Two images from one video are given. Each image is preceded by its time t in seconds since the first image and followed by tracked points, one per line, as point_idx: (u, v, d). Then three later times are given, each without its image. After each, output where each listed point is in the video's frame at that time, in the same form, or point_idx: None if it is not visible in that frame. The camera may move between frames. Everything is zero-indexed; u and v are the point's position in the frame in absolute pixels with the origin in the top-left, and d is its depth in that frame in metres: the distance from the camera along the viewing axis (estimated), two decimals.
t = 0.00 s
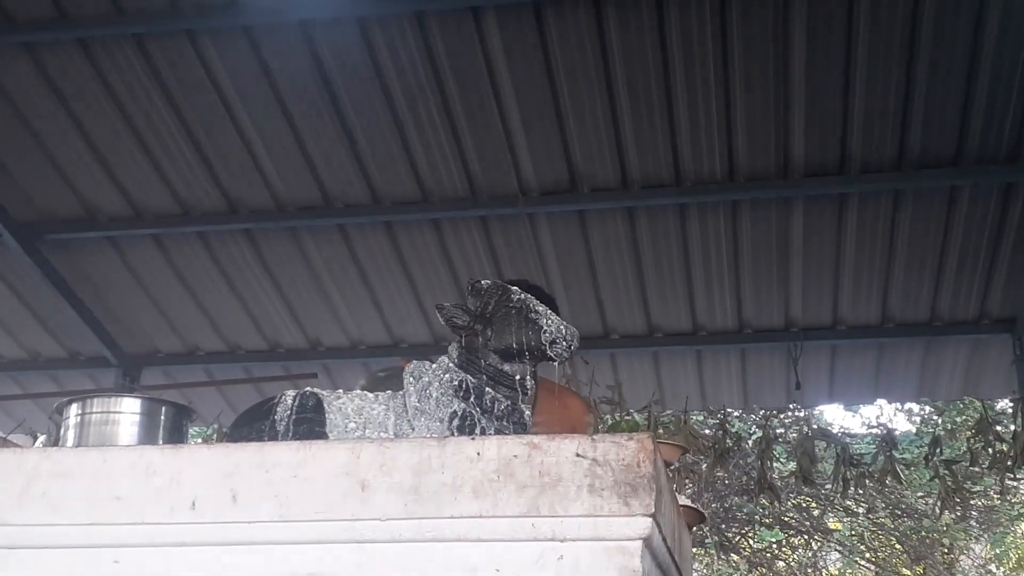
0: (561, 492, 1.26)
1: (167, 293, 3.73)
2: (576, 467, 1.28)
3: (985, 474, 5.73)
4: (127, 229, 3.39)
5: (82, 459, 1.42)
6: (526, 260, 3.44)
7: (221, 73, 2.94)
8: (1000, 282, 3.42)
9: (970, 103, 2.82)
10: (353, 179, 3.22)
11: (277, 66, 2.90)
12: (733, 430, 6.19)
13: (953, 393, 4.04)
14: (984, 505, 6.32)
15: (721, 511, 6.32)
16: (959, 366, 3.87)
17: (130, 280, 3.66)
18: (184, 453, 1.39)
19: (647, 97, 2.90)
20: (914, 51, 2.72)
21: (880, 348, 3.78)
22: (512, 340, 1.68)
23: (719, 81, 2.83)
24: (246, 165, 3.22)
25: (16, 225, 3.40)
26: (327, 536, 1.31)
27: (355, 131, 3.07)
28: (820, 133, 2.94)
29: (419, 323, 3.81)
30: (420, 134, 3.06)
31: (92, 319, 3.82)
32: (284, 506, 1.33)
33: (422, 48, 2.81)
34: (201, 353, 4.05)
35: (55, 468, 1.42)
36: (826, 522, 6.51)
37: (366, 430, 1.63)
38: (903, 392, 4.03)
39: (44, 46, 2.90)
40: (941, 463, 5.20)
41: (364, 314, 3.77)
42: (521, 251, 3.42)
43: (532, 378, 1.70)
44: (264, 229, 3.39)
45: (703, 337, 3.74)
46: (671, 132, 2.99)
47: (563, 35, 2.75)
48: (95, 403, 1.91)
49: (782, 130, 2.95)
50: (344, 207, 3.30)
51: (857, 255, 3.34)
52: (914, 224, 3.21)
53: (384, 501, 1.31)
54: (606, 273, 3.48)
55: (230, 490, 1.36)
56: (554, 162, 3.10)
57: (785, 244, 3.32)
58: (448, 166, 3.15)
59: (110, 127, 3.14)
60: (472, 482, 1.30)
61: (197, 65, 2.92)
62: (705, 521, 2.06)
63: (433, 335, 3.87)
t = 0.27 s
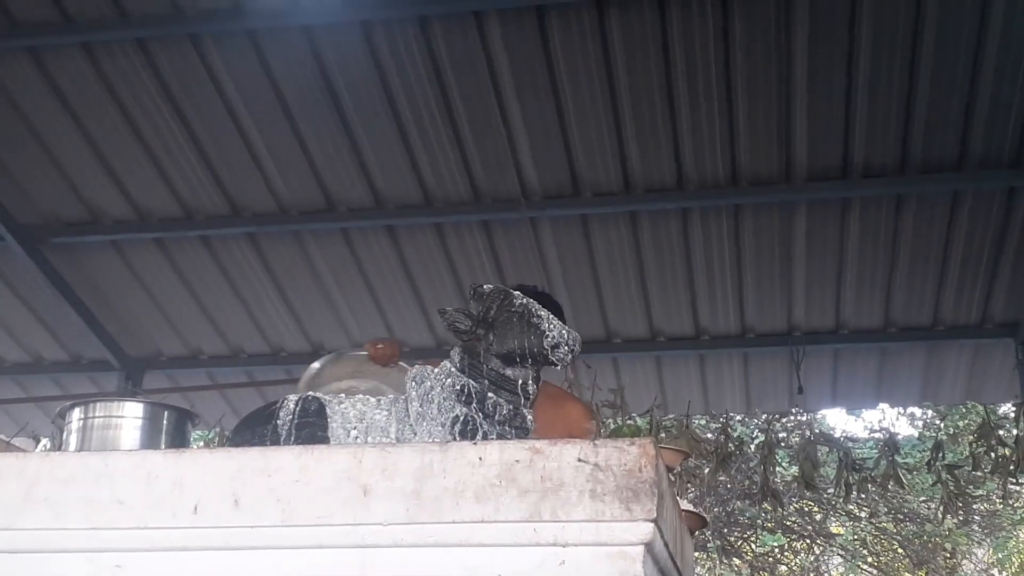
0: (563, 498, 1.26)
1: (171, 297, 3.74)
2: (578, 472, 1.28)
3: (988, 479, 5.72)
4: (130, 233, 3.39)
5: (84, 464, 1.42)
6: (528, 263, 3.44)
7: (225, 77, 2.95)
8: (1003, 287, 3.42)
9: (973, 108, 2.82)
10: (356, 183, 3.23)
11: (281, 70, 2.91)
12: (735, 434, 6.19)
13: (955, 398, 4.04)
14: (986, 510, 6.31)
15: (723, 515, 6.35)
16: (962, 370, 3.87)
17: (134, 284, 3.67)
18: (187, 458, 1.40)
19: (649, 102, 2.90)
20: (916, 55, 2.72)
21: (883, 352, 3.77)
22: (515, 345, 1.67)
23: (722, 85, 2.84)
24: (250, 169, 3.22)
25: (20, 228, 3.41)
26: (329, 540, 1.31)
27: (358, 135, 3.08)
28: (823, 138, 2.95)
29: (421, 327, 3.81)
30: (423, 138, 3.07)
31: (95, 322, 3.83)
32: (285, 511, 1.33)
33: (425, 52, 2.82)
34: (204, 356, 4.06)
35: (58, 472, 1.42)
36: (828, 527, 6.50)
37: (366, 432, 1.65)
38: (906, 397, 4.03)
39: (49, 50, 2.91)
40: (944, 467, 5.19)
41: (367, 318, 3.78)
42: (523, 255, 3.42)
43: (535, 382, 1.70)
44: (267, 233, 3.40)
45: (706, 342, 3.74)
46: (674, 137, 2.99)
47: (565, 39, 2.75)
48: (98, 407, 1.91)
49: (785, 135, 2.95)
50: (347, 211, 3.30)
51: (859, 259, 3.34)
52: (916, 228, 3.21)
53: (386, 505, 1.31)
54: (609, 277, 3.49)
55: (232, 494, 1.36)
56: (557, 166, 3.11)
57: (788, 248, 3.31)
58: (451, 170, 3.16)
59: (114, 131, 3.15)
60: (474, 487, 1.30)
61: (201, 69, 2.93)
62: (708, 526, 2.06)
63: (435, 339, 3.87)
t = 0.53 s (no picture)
0: (565, 501, 1.26)
1: (172, 299, 3.74)
2: (580, 476, 1.28)
3: (990, 482, 5.71)
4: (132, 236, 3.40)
5: (86, 467, 1.42)
6: (530, 266, 3.44)
7: (226, 81, 2.95)
8: (1005, 290, 3.42)
9: (975, 111, 2.82)
10: (357, 186, 3.23)
11: (282, 73, 2.91)
12: (737, 437, 6.19)
13: (957, 400, 4.03)
14: (989, 513, 6.30)
15: (725, 518, 6.32)
16: (964, 373, 3.86)
17: (135, 287, 3.67)
18: (189, 461, 1.40)
19: (651, 105, 2.90)
20: (917, 58, 2.72)
21: (884, 355, 3.77)
22: (516, 348, 1.67)
23: (723, 88, 2.84)
24: (251, 172, 3.23)
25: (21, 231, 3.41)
26: (331, 543, 1.31)
27: (359, 138, 3.08)
28: (825, 141, 2.95)
29: (423, 330, 3.81)
30: (424, 141, 3.07)
31: (97, 325, 3.83)
32: (287, 514, 1.33)
33: (426, 55, 2.82)
34: (206, 359, 4.06)
35: (60, 475, 1.43)
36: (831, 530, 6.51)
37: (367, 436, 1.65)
38: (907, 400, 4.03)
39: (51, 53, 2.91)
40: (946, 470, 5.18)
41: (368, 321, 3.78)
42: (525, 258, 3.42)
43: (536, 384, 1.70)
44: (268, 236, 3.40)
45: (707, 345, 3.74)
46: (675, 140, 2.99)
47: (566, 42, 2.75)
48: (100, 410, 1.93)
49: (786, 138, 2.95)
50: (349, 214, 3.30)
51: (861, 261, 3.34)
52: (918, 231, 3.20)
53: (387, 509, 1.31)
54: (611, 280, 3.49)
55: (233, 497, 1.36)
56: (558, 170, 3.11)
57: (790, 250, 3.31)
58: (452, 173, 3.16)
59: (115, 134, 3.16)
60: (475, 490, 1.30)
61: (202, 72, 2.93)
62: (710, 530, 2.06)
63: (436, 341, 3.87)
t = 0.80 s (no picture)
0: (568, 500, 1.27)
1: (176, 297, 3.74)
2: (583, 474, 1.28)
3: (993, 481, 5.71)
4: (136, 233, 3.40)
5: (89, 465, 1.43)
6: (533, 264, 3.43)
7: (230, 79, 2.95)
8: (1009, 288, 3.41)
9: (979, 109, 2.82)
10: (361, 184, 3.23)
11: (286, 71, 2.91)
12: (740, 435, 6.18)
13: (961, 399, 4.03)
14: (993, 512, 6.29)
15: (728, 516, 6.37)
16: (967, 372, 3.86)
17: (139, 284, 3.68)
18: (192, 459, 1.40)
19: (654, 103, 2.90)
20: (922, 56, 2.71)
21: (888, 354, 3.77)
22: (519, 348, 1.67)
23: (727, 86, 2.83)
24: (255, 170, 3.23)
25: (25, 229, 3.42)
26: (334, 542, 1.31)
27: (363, 136, 3.08)
28: (829, 140, 2.94)
29: (426, 328, 3.81)
30: (427, 139, 3.07)
31: (100, 323, 3.84)
32: (290, 512, 1.33)
33: (430, 54, 2.82)
34: (209, 357, 4.06)
35: (64, 473, 1.43)
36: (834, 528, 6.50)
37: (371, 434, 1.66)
38: (911, 399, 4.02)
39: (55, 51, 2.92)
40: (949, 469, 5.17)
41: (371, 319, 3.78)
42: (528, 256, 3.42)
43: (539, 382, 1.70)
44: (272, 234, 3.40)
45: (710, 343, 3.74)
46: (679, 138, 2.99)
47: (570, 40, 2.75)
48: (104, 408, 1.93)
49: (790, 136, 2.95)
50: (352, 212, 3.30)
51: (865, 260, 3.33)
52: (922, 230, 3.20)
53: (390, 507, 1.31)
54: (614, 279, 3.49)
55: (236, 496, 1.37)
56: (562, 168, 3.11)
57: (793, 249, 3.31)
58: (456, 171, 3.16)
59: (119, 132, 3.16)
60: (478, 488, 1.30)
61: (206, 70, 2.93)
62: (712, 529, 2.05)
63: (439, 340, 3.86)
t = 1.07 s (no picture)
0: (564, 496, 1.27)
1: (173, 293, 3.74)
2: (580, 470, 1.28)
3: (990, 477, 5.72)
4: (133, 229, 3.40)
5: (86, 460, 1.43)
6: (531, 260, 3.43)
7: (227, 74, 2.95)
8: (1006, 285, 3.42)
9: (977, 105, 2.82)
10: (358, 180, 3.22)
11: (283, 67, 2.91)
12: (738, 432, 6.18)
13: (958, 396, 4.03)
14: (989, 509, 6.30)
15: (725, 513, 6.33)
16: (964, 368, 3.86)
17: (136, 280, 3.67)
18: (189, 454, 1.40)
19: (652, 100, 2.90)
20: (919, 53, 2.71)
21: (885, 350, 3.77)
22: (516, 342, 1.68)
23: (724, 82, 2.83)
24: (252, 165, 3.22)
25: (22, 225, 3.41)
26: (331, 537, 1.31)
27: (360, 132, 3.07)
28: (826, 136, 2.94)
29: (423, 324, 3.81)
30: (425, 135, 3.07)
31: (97, 319, 3.83)
32: (286, 507, 1.33)
33: (428, 50, 2.82)
34: (207, 353, 4.06)
35: (60, 468, 1.43)
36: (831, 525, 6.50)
37: (368, 430, 1.64)
38: (908, 395, 4.03)
39: (52, 46, 2.91)
40: (946, 465, 5.18)
41: (369, 315, 3.78)
42: (526, 252, 3.42)
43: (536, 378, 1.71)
44: (269, 230, 3.40)
45: (708, 339, 3.74)
46: (676, 134, 2.98)
47: (568, 37, 2.75)
48: (101, 403, 1.94)
49: (788, 132, 2.95)
50: (349, 208, 3.30)
51: (862, 256, 3.33)
52: (920, 226, 3.20)
53: (387, 503, 1.31)
54: (611, 275, 3.49)
55: (233, 491, 1.36)
56: (559, 163, 3.10)
57: (791, 245, 3.31)
58: (453, 166, 3.15)
59: (116, 127, 3.15)
60: (475, 484, 1.30)
61: (203, 66, 2.93)
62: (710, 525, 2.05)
63: (437, 336, 3.86)
